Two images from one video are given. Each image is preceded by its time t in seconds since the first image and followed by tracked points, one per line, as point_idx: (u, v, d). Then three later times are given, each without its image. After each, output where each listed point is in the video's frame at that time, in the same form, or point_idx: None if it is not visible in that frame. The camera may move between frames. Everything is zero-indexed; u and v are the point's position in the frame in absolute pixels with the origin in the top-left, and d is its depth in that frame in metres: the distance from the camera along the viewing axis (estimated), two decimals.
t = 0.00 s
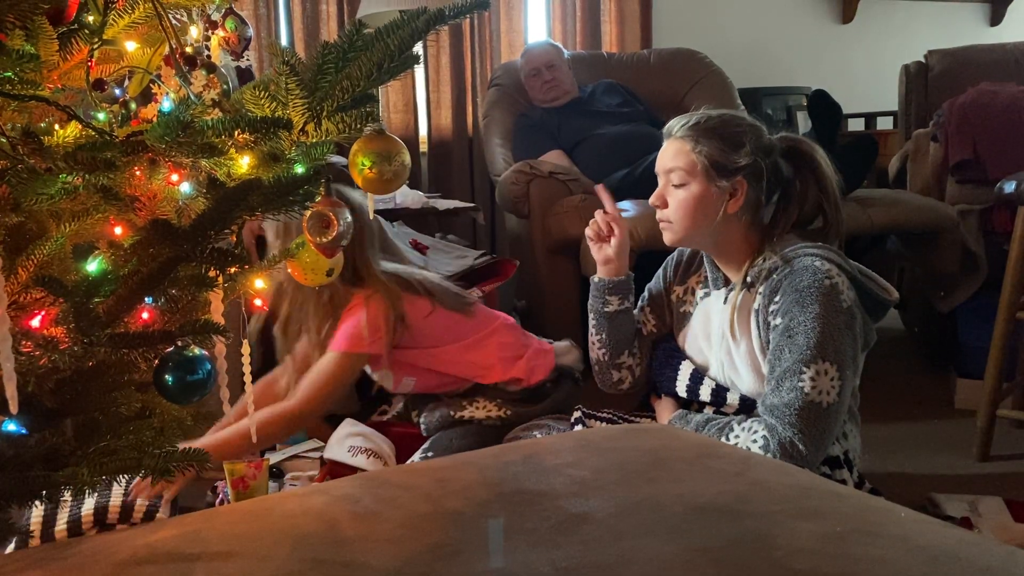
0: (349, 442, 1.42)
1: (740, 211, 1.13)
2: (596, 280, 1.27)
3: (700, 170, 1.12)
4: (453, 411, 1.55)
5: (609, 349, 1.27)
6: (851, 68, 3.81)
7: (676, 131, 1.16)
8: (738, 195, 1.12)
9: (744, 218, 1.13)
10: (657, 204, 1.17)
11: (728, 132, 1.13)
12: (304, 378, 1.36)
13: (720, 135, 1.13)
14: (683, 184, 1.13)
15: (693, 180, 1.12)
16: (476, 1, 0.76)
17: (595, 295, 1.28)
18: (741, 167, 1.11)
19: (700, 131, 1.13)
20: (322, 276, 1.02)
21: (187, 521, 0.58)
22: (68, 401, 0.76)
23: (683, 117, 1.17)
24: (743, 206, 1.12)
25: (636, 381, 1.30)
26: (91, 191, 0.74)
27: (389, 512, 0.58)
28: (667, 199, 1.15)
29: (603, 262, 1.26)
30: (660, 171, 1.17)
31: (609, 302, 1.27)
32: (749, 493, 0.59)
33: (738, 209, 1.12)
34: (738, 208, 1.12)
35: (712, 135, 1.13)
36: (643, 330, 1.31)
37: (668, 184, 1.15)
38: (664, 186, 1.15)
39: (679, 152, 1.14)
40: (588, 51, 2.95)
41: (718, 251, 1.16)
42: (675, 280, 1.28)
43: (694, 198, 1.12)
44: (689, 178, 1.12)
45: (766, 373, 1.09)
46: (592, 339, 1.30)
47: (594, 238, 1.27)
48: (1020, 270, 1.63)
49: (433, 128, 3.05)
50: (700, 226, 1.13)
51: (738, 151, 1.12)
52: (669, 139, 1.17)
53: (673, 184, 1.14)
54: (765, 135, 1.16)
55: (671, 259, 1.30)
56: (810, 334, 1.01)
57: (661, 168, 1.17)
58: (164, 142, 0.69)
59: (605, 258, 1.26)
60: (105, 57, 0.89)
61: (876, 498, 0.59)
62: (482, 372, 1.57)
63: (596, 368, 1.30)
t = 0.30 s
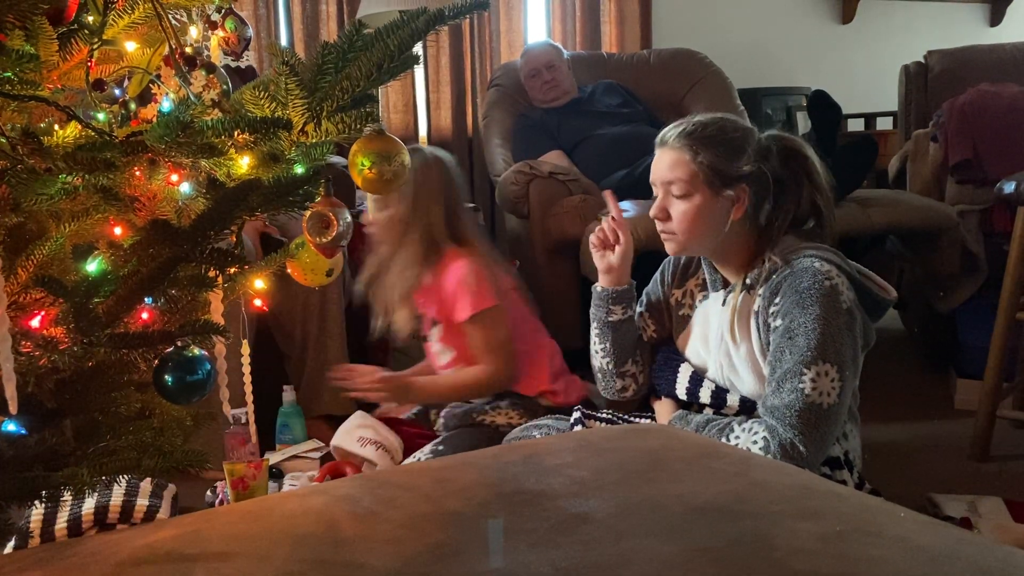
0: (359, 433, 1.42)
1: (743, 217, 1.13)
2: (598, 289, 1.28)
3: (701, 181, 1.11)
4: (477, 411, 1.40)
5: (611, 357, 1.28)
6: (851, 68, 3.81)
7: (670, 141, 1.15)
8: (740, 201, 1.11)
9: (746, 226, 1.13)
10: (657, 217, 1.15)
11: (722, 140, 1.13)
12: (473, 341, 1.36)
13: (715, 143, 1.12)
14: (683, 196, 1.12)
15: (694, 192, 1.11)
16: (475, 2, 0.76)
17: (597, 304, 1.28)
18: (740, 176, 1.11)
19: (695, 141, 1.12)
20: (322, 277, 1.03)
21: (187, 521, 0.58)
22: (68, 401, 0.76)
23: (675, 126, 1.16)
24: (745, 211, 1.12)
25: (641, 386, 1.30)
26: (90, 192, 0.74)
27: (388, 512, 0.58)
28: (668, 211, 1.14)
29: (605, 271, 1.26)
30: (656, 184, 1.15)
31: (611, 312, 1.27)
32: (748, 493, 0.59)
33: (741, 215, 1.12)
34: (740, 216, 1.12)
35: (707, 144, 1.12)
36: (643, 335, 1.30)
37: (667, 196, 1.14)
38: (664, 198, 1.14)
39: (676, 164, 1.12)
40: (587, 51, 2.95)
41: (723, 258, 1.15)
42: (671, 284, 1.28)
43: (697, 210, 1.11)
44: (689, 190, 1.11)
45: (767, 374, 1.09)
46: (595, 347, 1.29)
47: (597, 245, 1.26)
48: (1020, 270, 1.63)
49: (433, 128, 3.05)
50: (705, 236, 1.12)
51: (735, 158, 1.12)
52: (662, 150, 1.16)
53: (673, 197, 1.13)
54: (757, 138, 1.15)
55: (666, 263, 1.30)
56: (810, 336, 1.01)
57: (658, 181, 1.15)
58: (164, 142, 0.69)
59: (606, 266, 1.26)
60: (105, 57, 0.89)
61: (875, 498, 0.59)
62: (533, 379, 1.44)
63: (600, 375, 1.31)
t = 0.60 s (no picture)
0: (365, 428, 1.39)
1: (749, 228, 1.11)
2: (597, 306, 1.26)
3: (707, 200, 1.08)
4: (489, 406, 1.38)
5: (617, 371, 1.27)
6: (851, 68, 3.81)
7: (670, 157, 1.10)
8: (747, 213, 1.10)
9: (750, 237, 1.12)
10: (662, 236, 1.12)
11: (724, 154, 1.09)
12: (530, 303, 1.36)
13: (718, 156, 1.09)
14: (690, 214, 1.09)
15: (701, 213, 1.08)
16: (475, 2, 0.76)
17: (599, 322, 1.27)
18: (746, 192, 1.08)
19: (697, 158, 1.08)
20: (322, 277, 1.03)
21: (187, 521, 0.58)
22: (68, 402, 0.75)
23: (673, 138, 1.12)
24: (752, 221, 1.10)
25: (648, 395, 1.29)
26: (90, 192, 0.74)
27: (388, 512, 0.58)
28: (675, 229, 1.10)
29: (603, 289, 1.25)
30: (659, 202, 1.12)
31: (616, 329, 1.26)
32: (748, 493, 0.59)
33: (748, 227, 1.11)
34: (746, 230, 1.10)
35: (710, 161, 1.08)
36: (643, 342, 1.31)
37: (672, 215, 1.10)
38: (668, 217, 1.11)
39: (680, 184, 1.09)
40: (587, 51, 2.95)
41: (727, 266, 1.14)
42: (671, 287, 1.28)
43: (704, 229, 1.09)
44: (697, 209, 1.08)
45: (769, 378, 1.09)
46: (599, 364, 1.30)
47: (594, 263, 1.24)
48: (1020, 270, 1.63)
49: (433, 128, 3.05)
50: (713, 252, 1.11)
51: (739, 172, 1.08)
52: (662, 164, 1.12)
53: (679, 216, 1.10)
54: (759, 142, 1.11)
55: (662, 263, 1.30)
56: (815, 340, 1.01)
57: (660, 199, 1.12)
58: (163, 142, 0.69)
59: (605, 284, 1.25)
60: (105, 57, 0.89)
61: (875, 498, 0.59)
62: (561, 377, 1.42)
63: (607, 389, 1.30)
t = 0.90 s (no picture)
0: (362, 429, 1.39)
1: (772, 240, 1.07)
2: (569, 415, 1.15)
3: (736, 215, 1.02)
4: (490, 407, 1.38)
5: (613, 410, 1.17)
6: (851, 68, 3.81)
7: (694, 172, 1.04)
8: (771, 222, 1.06)
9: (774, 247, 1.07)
10: (688, 255, 1.05)
11: (746, 167, 1.04)
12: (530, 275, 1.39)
13: (743, 167, 1.03)
14: (722, 229, 1.03)
15: (733, 228, 1.02)
16: (475, 2, 0.76)
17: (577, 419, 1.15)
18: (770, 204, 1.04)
19: (723, 173, 1.02)
20: (322, 277, 1.03)
21: (187, 521, 0.58)
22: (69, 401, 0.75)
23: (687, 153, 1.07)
24: (774, 230, 1.06)
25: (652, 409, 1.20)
26: (90, 192, 0.74)
27: (389, 512, 0.58)
28: (705, 246, 1.03)
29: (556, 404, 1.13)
30: (684, 220, 1.05)
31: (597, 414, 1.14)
32: (749, 492, 0.59)
33: (771, 237, 1.07)
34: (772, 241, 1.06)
35: (736, 175, 1.03)
36: (641, 352, 1.26)
37: (700, 233, 1.04)
38: (696, 235, 1.04)
39: (708, 201, 1.02)
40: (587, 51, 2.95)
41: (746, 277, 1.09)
42: (671, 293, 1.24)
43: (736, 245, 1.03)
44: (729, 224, 1.02)
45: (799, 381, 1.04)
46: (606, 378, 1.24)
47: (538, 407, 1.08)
48: (1020, 270, 1.63)
49: (433, 128, 3.05)
50: (740, 266, 1.06)
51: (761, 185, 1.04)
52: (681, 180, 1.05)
53: (708, 234, 1.03)
54: (773, 149, 1.08)
55: (659, 268, 1.27)
56: (854, 343, 0.98)
57: (686, 216, 1.04)
58: (163, 142, 0.69)
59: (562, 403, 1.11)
60: (105, 57, 0.89)
61: (875, 498, 0.59)
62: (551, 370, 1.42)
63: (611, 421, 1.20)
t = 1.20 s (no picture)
0: (362, 430, 1.39)
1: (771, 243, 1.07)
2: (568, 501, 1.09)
3: (738, 219, 1.03)
4: (490, 408, 1.37)
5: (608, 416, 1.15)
6: (851, 68, 3.81)
7: (695, 176, 1.04)
8: (773, 226, 1.07)
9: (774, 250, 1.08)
10: (692, 260, 1.05)
11: (748, 171, 1.04)
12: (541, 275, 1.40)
13: (744, 172, 1.04)
14: (726, 233, 1.03)
15: (735, 231, 1.03)
16: (475, 2, 0.75)
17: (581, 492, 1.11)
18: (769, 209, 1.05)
19: (726, 177, 1.03)
20: (322, 276, 1.03)
21: (187, 522, 0.58)
22: (69, 402, 0.75)
23: (693, 156, 1.06)
24: (776, 233, 1.07)
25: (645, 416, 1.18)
26: (90, 192, 0.74)
27: (388, 511, 0.58)
28: (710, 250, 1.03)
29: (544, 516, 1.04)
30: (688, 222, 1.04)
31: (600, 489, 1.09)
32: (749, 492, 0.59)
33: (773, 240, 1.07)
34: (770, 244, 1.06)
35: (739, 179, 1.03)
36: (637, 358, 1.22)
37: (704, 235, 1.03)
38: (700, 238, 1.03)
39: (713, 203, 1.02)
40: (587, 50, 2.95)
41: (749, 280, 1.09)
42: (668, 295, 1.21)
43: (737, 248, 1.03)
44: (734, 228, 1.02)
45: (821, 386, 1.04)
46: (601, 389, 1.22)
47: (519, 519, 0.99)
48: (1020, 269, 1.63)
49: (433, 128, 3.05)
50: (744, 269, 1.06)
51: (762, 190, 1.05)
52: (687, 181, 1.05)
53: (711, 236, 1.03)
54: (775, 153, 1.08)
55: (653, 268, 1.24)
56: (873, 342, 1.01)
57: (689, 221, 1.04)
58: (163, 142, 0.69)
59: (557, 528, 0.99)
60: (105, 57, 0.89)
61: (875, 497, 0.59)
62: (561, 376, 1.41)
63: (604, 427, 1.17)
